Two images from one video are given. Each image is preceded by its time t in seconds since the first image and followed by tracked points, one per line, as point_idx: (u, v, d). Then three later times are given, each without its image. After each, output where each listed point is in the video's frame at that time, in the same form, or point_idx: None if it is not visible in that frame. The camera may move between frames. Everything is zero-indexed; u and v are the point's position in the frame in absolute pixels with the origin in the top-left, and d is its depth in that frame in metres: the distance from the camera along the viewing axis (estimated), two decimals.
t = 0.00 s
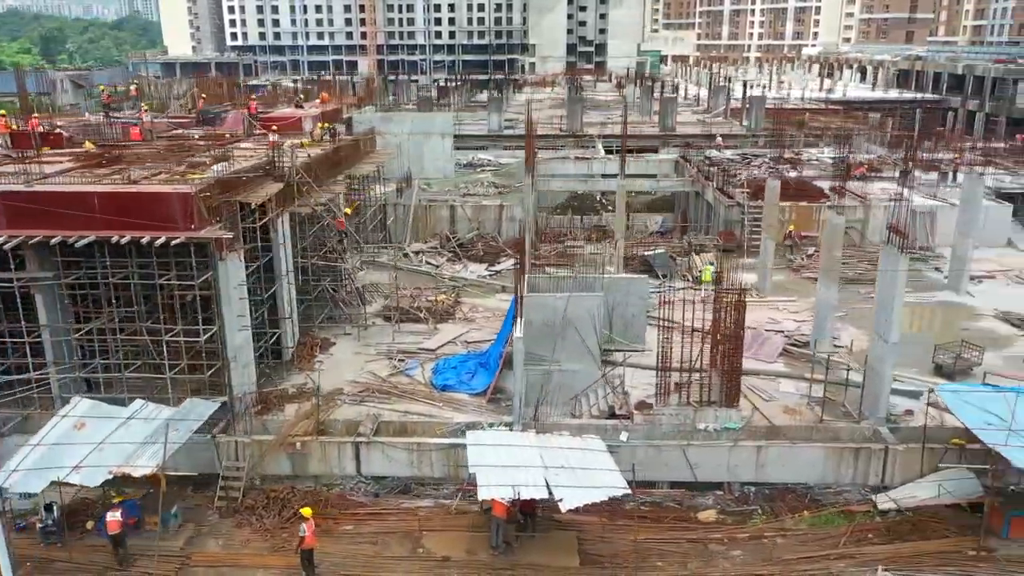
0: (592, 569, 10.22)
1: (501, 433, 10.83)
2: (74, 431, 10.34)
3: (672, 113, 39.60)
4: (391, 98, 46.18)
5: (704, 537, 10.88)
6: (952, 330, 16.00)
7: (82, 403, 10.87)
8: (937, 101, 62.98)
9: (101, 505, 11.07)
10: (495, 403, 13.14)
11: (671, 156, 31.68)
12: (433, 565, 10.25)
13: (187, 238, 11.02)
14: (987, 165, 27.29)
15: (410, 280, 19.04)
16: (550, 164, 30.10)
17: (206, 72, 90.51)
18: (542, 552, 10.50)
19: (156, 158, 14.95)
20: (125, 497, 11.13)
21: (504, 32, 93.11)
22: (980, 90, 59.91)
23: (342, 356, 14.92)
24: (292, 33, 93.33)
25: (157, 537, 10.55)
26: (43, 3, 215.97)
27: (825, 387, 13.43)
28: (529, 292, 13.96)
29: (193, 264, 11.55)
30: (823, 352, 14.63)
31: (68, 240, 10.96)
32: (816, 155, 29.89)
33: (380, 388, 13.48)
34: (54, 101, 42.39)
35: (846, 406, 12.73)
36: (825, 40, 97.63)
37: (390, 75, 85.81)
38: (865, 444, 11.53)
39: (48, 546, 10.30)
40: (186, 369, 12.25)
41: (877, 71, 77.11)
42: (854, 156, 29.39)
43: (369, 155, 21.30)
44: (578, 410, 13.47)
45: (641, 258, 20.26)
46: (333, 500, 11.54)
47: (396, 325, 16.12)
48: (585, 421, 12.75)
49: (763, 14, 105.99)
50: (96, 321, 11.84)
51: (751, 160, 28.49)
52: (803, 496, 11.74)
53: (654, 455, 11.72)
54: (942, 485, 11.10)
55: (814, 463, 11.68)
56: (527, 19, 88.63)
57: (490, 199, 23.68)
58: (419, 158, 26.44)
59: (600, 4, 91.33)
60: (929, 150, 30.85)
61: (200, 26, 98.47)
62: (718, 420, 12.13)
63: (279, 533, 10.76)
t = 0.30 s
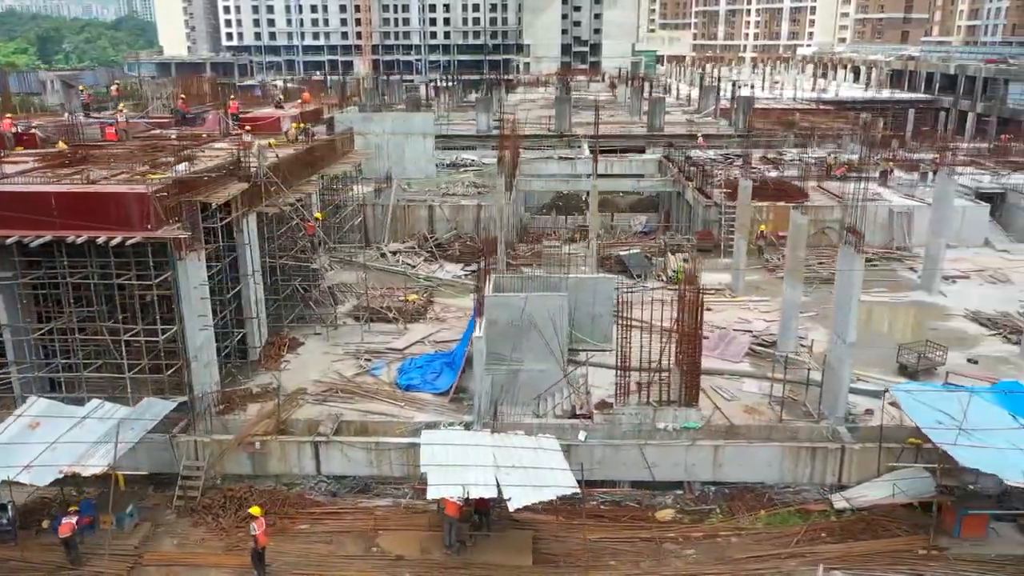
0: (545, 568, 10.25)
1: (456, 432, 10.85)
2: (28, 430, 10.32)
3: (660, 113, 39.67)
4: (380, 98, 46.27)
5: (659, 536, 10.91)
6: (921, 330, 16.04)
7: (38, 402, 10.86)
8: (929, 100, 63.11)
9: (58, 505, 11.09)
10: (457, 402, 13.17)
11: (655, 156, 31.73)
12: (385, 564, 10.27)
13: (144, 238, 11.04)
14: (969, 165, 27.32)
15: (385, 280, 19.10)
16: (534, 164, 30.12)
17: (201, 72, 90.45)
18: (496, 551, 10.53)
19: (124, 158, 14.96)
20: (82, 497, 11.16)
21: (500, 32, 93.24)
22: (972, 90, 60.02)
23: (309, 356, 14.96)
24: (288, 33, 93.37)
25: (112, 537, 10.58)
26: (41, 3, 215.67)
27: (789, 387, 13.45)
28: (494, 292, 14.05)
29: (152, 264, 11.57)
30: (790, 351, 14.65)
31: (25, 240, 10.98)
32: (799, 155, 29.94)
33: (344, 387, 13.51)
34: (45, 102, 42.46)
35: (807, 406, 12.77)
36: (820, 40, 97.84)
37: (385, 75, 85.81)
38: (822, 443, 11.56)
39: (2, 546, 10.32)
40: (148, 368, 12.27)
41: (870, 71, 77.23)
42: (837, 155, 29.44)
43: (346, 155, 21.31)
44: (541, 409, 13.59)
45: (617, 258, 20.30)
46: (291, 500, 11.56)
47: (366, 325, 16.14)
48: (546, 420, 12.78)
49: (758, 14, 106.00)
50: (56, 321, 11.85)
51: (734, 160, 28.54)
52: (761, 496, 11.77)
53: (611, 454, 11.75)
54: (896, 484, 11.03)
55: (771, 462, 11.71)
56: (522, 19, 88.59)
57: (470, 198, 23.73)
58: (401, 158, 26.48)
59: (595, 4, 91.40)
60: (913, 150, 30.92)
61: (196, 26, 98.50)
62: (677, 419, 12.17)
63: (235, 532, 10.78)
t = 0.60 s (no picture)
0: (497, 568, 10.28)
1: (412, 432, 10.87)
2: None
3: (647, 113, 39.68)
4: (370, 99, 46.31)
5: (614, 535, 10.95)
6: (890, 330, 16.07)
7: None
8: (921, 100, 63.18)
9: (15, 504, 11.12)
10: (420, 402, 13.18)
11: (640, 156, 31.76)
12: (338, 564, 10.30)
13: (100, 239, 11.05)
14: (951, 166, 27.32)
15: (359, 280, 19.14)
16: (517, 164, 30.12)
17: (196, 72, 90.42)
18: (450, 550, 10.55)
19: (92, 158, 14.98)
20: (39, 497, 11.18)
21: (495, 32, 93.28)
22: (964, 91, 60.05)
23: (277, 356, 14.98)
24: (283, 33, 93.35)
25: (67, 537, 10.61)
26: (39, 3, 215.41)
27: (752, 386, 13.46)
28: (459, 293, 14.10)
29: (110, 265, 11.58)
30: (755, 351, 14.67)
31: None
32: (783, 155, 29.96)
33: (308, 387, 13.52)
34: (35, 102, 42.46)
35: (768, 405, 12.79)
36: (815, 40, 97.95)
37: (379, 75, 85.83)
38: (779, 442, 11.59)
39: None
40: (109, 368, 12.30)
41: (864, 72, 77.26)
42: (821, 155, 29.47)
43: (323, 156, 21.32)
44: (506, 409, 13.61)
45: (593, 258, 20.34)
46: (250, 500, 11.58)
47: (336, 325, 16.16)
48: (506, 420, 12.78)
49: (754, 14, 105.99)
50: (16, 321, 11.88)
51: (717, 160, 28.56)
52: (719, 495, 11.80)
53: (570, 454, 11.79)
54: (851, 484, 11.16)
55: (729, 461, 11.74)
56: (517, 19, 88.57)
57: (449, 198, 23.76)
58: (383, 158, 26.49)
59: (590, 4, 91.37)
60: (897, 150, 30.96)
61: (191, 26, 98.42)
62: (636, 419, 12.19)
63: (190, 531, 10.81)
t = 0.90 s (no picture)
0: (448, 567, 10.31)
1: (365, 432, 10.89)
2: None
3: (635, 113, 39.73)
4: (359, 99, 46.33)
5: (567, 534, 10.98)
6: (858, 330, 16.10)
7: None
8: (913, 101, 63.22)
9: None
10: (381, 402, 13.20)
11: (624, 156, 31.78)
12: (289, 564, 10.33)
13: (54, 238, 11.11)
14: (931, 166, 27.38)
15: (333, 280, 19.17)
16: (500, 164, 30.13)
17: (191, 73, 90.39)
18: (402, 549, 10.59)
19: (59, 158, 15.01)
20: None
21: (490, 32, 93.30)
22: (955, 91, 60.10)
23: (243, 356, 15.00)
24: (278, 34, 93.34)
25: (20, 537, 10.63)
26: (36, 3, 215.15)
27: (714, 386, 13.48)
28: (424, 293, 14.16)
29: (67, 265, 11.62)
30: (720, 351, 14.68)
31: None
32: (766, 155, 29.99)
33: (271, 387, 13.55)
34: (24, 103, 42.48)
35: (727, 405, 12.80)
36: (810, 40, 98.00)
37: (373, 75, 85.85)
38: (735, 442, 11.61)
39: None
40: (69, 368, 12.33)
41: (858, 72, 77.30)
42: (803, 155, 29.51)
43: (299, 156, 21.35)
44: (468, 409, 13.67)
45: (568, 258, 20.38)
46: (206, 499, 11.60)
47: (305, 325, 16.18)
48: (466, 421, 12.81)
49: (749, 14, 106.08)
50: None
51: (699, 160, 28.58)
52: (676, 495, 11.82)
53: (526, 454, 11.80)
54: (804, 484, 11.11)
55: (686, 461, 11.75)
56: (511, 19, 88.60)
57: (428, 199, 23.80)
58: (363, 158, 26.50)
59: (584, 4, 91.34)
60: (881, 150, 31.00)
61: (186, 27, 98.36)
62: (594, 419, 12.22)
63: (144, 531, 10.83)
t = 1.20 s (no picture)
0: (401, 567, 10.33)
1: (320, 432, 10.88)
2: None
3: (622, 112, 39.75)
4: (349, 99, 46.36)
5: (523, 534, 10.99)
6: (827, 330, 16.14)
7: None
8: (905, 101, 63.25)
9: None
10: (344, 403, 13.20)
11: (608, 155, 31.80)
12: (242, 563, 10.34)
13: (10, 239, 11.13)
14: (912, 166, 27.46)
15: (307, 280, 19.20)
16: (485, 164, 30.16)
17: (186, 73, 90.28)
18: (356, 549, 10.61)
19: (27, 158, 15.05)
20: None
21: (485, 32, 93.37)
22: (947, 91, 60.12)
23: (211, 356, 15.03)
24: (273, 34, 93.35)
25: None
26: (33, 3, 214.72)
27: (677, 386, 13.49)
28: (390, 293, 14.13)
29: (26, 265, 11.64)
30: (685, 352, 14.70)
31: None
32: (750, 155, 30.01)
33: (235, 387, 13.56)
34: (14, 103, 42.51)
35: (689, 405, 12.80)
36: (805, 40, 98.09)
37: (368, 76, 85.87)
38: (691, 442, 11.65)
39: None
40: (30, 368, 12.35)
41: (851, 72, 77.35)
42: (787, 155, 29.54)
43: (276, 157, 21.38)
44: (433, 409, 13.60)
45: (543, 258, 20.42)
46: (165, 499, 11.61)
47: (275, 325, 16.21)
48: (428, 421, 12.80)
49: (745, 14, 106.09)
50: None
51: (682, 159, 28.59)
52: (634, 495, 11.84)
53: (484, 453, 11.81)
54: (759, 484, 11.13)
55: (643, 461, 11.81)
56: (506, 19, 88.61)
57: (407, 199, 23.83)
58: (345, 158, 26.51)
59: (578, 5, 91.41)
60: (864, 150, 31.03)
61: (182, 27, 98.31)
62: (554, 419, 12.25)
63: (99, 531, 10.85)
